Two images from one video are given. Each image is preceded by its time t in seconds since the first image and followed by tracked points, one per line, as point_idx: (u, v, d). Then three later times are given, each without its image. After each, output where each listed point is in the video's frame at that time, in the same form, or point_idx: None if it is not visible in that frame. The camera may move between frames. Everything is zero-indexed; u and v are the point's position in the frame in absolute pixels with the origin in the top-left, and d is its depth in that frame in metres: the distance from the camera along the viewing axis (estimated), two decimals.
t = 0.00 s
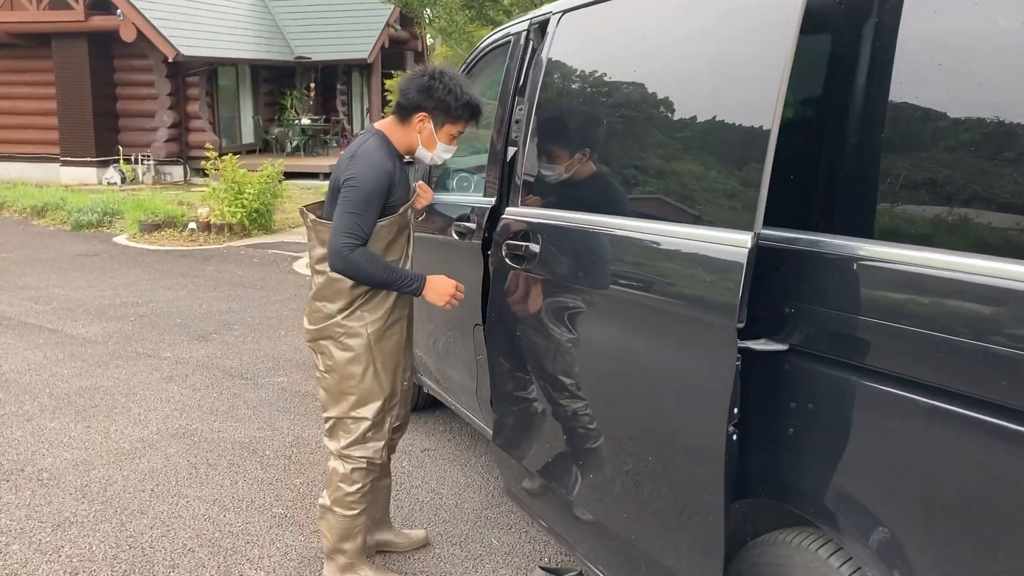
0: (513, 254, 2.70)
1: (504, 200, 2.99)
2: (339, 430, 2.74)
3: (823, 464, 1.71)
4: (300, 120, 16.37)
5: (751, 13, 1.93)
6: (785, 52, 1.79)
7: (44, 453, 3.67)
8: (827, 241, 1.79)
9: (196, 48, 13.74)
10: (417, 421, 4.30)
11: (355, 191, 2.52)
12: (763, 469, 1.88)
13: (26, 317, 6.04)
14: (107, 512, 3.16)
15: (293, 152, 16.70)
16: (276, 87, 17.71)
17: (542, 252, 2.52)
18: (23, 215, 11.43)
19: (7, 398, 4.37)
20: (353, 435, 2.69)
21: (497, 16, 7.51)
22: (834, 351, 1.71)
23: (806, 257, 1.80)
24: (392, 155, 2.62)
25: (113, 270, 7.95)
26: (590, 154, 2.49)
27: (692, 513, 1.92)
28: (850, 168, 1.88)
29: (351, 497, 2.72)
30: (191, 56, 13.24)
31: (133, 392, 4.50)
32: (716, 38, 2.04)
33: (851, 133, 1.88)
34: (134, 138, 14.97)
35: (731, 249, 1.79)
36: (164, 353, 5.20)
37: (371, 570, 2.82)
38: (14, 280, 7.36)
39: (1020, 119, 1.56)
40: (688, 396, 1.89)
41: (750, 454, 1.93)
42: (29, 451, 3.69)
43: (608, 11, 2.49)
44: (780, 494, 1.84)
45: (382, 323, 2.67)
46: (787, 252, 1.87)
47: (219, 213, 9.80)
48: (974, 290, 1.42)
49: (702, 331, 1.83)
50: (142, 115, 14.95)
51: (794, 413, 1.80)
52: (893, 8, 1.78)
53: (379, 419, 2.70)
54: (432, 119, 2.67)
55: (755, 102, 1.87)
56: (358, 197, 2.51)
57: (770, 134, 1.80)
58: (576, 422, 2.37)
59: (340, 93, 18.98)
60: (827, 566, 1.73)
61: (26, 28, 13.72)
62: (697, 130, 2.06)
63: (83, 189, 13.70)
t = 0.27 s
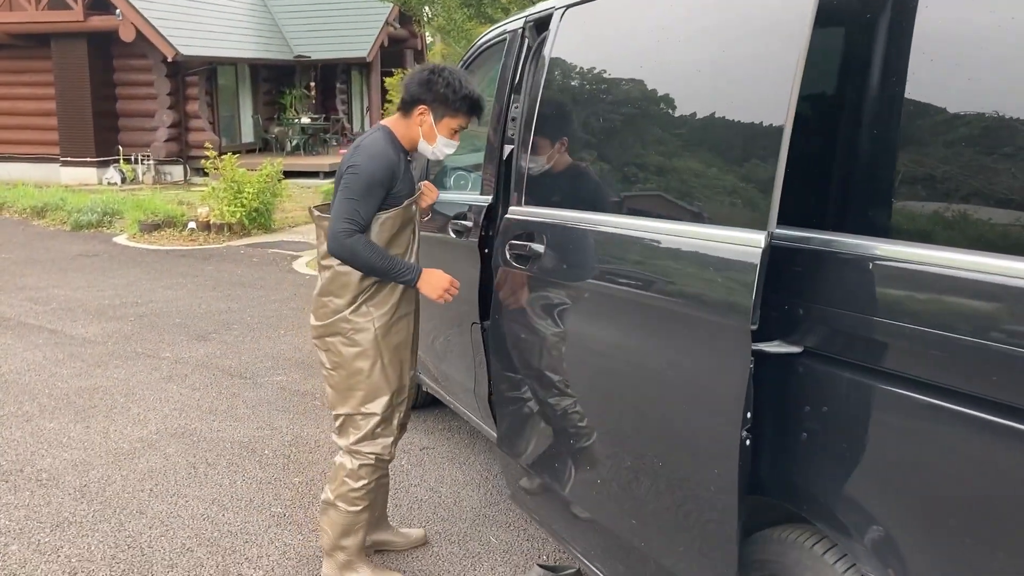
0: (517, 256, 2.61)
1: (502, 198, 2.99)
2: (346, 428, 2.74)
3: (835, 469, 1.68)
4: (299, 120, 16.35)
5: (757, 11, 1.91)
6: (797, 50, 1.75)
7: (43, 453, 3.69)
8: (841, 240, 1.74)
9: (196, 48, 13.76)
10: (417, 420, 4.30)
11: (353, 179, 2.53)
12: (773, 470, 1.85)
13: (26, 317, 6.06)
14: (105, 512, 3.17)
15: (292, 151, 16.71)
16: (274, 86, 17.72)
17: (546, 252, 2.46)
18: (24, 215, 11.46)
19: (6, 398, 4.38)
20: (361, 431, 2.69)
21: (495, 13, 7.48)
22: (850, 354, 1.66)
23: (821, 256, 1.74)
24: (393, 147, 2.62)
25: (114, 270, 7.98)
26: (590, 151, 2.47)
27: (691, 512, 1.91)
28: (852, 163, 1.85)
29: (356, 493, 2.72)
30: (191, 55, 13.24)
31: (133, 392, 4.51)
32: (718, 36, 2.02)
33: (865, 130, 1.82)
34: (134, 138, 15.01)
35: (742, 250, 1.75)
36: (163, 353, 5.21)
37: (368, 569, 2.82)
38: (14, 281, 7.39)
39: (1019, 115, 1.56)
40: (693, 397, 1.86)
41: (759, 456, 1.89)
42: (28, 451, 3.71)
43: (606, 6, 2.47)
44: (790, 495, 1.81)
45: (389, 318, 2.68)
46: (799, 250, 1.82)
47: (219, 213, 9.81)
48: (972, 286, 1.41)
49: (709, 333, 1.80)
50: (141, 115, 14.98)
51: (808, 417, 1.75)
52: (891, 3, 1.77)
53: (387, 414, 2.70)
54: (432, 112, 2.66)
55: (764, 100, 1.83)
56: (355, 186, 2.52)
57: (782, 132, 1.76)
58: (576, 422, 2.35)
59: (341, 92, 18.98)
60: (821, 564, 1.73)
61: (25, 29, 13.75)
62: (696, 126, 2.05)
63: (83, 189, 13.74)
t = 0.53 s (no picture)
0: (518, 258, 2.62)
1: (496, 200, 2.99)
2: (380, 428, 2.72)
3: (848, 478, 1.66)
4: (297, 122, 16.29)
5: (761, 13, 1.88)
6: (810, 48, 1.71)
7: (40, 457, 3.70)
8: (853, 244, 1.71)
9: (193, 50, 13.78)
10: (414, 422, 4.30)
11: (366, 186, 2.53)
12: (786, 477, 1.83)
13: (24, 321, 6.08)
14: (102, 516, 3.18)
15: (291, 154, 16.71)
16: (273, 88, 17.74)
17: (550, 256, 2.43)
18: (22, 219, 11.48)
19: (4, 402, 4.40)
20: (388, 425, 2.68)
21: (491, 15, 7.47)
22: (861, 360, 1.63)
23: (833, 261, 1.71)
24: (401, 150, 2.63)
25: (112, 273, 8.00)
26: (587, 151, 2.47)
27: (689, 515, 1.90)
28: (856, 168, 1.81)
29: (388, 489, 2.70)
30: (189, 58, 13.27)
31: (130, 395, 4.52)
32: (721, 38, 2.00)
33: (878, 131, 1.77)
34: (133, 140, 15.03)
35: (745, 256, 1.72)
36: (160, 356, 5.22)
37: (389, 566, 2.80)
38: (13, 284, 7.41)
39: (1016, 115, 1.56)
40: (698, 402, 1.84)
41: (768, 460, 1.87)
42: (25, 455, 3.71)
43: (602, 7, 2.46)
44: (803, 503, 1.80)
45: (406, 311, 2.69)
46: (808, 256, 1.78)
47: (217, 216, 9.83)
48: (970, 287, 1.40)
49: (712, 336, 1.78)
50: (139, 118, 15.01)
51: (821, 425, 1.73)
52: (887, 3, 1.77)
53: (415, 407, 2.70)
54: (430, 111, 2.67)
55: (772, 101, 1.80)
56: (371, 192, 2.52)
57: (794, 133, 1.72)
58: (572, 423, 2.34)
59: (341, 94, 19.00)
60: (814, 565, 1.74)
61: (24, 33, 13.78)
62: (694, 127, 2.04)
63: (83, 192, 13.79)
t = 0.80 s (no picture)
0: (519, 264, 2.54)
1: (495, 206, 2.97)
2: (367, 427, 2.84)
3: (863, 488, 1.65)
4: (296, 124, 16.36)
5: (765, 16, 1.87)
6: (824, 51, 1.68)
7: (37, 460, 3.70)
8: (865, 252, 1.68)
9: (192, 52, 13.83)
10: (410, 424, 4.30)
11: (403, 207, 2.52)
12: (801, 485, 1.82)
13: (22, 324, 6.09)
14: (99, 519, 3.19)
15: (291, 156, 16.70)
16: (274, 91, 17.73)
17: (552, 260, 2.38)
18: (21, 222, 11.51)
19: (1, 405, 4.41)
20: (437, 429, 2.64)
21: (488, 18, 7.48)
22: (875, 369, 1.61)
23: (846, 268, 1.68)
24: (433, 165, 2.59)
25: (110, 276, 8.01)
26: (584, 154, 2.43)
27: (692, 522, 1.89)
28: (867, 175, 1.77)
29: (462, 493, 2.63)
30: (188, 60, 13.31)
31: (128, 398, 4.53)
32: (723, 40, 1.98)
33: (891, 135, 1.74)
34: (132, 143, 15.08)
35: (753, 259, 1.71)
36: (157, 359, 5.23)
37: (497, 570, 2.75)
38: (11, 287, 7.43)
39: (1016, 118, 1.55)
40: (704, 408, 1.82)
41: (776, 466, 1.87)
42: (21, 459, 3.72)
43: (600, 9, 2.44)
44: (815, 508, 1.80)
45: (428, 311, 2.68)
46: (820, 262, 1.75)
47: (216, 219, 9.85)
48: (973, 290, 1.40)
49: (717, 341, 1.76)
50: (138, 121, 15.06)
51: (835, 436, 1.72)
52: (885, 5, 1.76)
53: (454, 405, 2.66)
54: (460, 124, 2.61)
55: (781, 104, 1.78)
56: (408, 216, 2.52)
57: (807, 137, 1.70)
58: (570, 428, 2.32)
59: (340, 97, 19.01)
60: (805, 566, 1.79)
61: (24, 35, 13.83)
62: (694, 131, 2.02)
63: (82, 195, 13.83)
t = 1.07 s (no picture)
0: (522, 268, 2.48)
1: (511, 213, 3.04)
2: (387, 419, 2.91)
3: (878, 497, 1.65)
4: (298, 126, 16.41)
5: (769, 15, 1.86)
6: (838, 45, 1.66)
7: (34, 461, 3.72)
8: (881, 255, 1.64)
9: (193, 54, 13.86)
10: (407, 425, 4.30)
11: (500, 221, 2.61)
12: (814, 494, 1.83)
13: (22, 324, 6.12)
14: (96, 519, 3.19)
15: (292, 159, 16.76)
16: (274, 93, 17.79)
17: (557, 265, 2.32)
18: (22, 223, 11.59)
19: None
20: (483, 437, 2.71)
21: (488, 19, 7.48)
22: (890, 377, 1.59)
23: (860, 273, 1.65)
24: (518, 177, 2.69)
25: (110, 277, 8.04)
26: (584, 157, 2.38)
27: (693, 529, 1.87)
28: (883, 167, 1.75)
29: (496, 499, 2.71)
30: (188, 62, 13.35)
31: (126, 399, 4.54)
32: (723, 40, 1.97)
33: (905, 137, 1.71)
34: (133, 145, 15.13)
35: (756, 260, 1.71)
36: (156, 360, 5.24)
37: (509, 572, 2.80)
38: (12, 288, 7.47)
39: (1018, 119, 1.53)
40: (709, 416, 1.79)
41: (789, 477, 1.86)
42: (19, 459, 3.73)
43: (600, 9, 2.42)
44: (823, 516, 1.81)
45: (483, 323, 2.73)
46: (835, 267, 1.72)
47: (216, 220, 9.88)
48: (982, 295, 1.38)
49: (722, 348, 1.75)
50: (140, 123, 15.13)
51: (850, 444, 1.71)
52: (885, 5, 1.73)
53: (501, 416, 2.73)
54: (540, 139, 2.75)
55: (790, 103, 1.75)
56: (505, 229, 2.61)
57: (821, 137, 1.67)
58: (571, 434, 2.29)
59: (342, 98, 19.05)
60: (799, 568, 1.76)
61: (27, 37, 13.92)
62: (696, 132, 1.99)
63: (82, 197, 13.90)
